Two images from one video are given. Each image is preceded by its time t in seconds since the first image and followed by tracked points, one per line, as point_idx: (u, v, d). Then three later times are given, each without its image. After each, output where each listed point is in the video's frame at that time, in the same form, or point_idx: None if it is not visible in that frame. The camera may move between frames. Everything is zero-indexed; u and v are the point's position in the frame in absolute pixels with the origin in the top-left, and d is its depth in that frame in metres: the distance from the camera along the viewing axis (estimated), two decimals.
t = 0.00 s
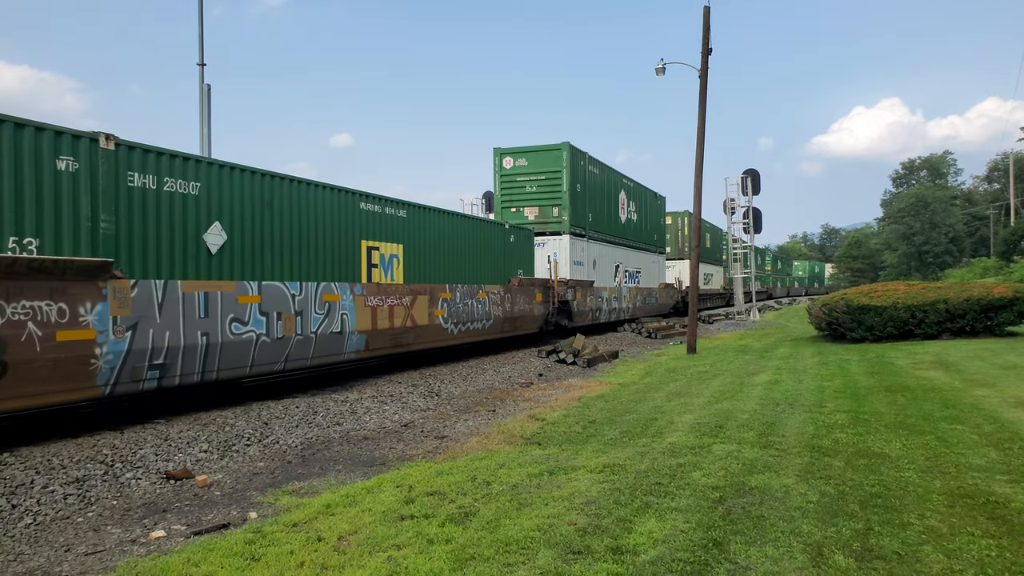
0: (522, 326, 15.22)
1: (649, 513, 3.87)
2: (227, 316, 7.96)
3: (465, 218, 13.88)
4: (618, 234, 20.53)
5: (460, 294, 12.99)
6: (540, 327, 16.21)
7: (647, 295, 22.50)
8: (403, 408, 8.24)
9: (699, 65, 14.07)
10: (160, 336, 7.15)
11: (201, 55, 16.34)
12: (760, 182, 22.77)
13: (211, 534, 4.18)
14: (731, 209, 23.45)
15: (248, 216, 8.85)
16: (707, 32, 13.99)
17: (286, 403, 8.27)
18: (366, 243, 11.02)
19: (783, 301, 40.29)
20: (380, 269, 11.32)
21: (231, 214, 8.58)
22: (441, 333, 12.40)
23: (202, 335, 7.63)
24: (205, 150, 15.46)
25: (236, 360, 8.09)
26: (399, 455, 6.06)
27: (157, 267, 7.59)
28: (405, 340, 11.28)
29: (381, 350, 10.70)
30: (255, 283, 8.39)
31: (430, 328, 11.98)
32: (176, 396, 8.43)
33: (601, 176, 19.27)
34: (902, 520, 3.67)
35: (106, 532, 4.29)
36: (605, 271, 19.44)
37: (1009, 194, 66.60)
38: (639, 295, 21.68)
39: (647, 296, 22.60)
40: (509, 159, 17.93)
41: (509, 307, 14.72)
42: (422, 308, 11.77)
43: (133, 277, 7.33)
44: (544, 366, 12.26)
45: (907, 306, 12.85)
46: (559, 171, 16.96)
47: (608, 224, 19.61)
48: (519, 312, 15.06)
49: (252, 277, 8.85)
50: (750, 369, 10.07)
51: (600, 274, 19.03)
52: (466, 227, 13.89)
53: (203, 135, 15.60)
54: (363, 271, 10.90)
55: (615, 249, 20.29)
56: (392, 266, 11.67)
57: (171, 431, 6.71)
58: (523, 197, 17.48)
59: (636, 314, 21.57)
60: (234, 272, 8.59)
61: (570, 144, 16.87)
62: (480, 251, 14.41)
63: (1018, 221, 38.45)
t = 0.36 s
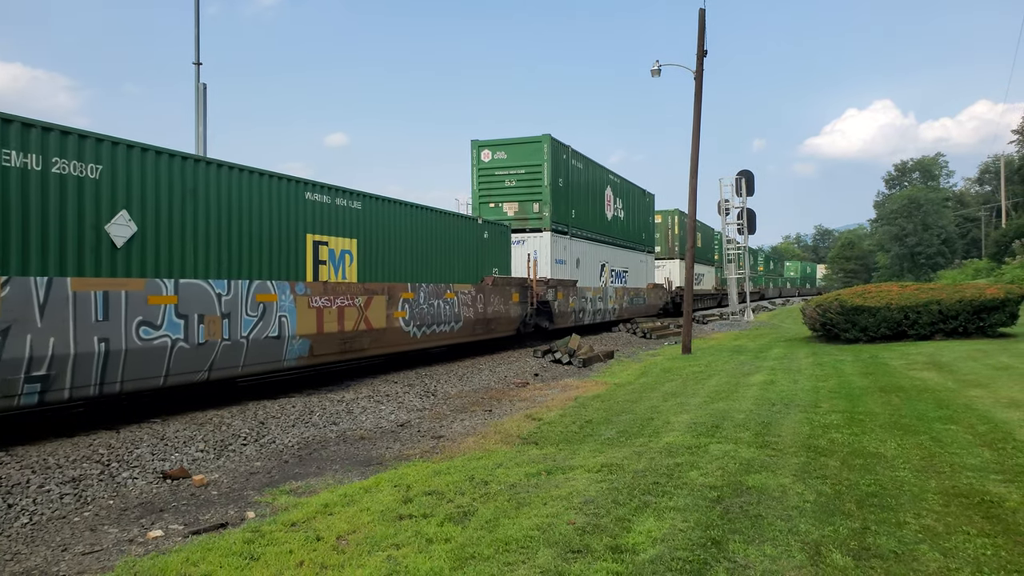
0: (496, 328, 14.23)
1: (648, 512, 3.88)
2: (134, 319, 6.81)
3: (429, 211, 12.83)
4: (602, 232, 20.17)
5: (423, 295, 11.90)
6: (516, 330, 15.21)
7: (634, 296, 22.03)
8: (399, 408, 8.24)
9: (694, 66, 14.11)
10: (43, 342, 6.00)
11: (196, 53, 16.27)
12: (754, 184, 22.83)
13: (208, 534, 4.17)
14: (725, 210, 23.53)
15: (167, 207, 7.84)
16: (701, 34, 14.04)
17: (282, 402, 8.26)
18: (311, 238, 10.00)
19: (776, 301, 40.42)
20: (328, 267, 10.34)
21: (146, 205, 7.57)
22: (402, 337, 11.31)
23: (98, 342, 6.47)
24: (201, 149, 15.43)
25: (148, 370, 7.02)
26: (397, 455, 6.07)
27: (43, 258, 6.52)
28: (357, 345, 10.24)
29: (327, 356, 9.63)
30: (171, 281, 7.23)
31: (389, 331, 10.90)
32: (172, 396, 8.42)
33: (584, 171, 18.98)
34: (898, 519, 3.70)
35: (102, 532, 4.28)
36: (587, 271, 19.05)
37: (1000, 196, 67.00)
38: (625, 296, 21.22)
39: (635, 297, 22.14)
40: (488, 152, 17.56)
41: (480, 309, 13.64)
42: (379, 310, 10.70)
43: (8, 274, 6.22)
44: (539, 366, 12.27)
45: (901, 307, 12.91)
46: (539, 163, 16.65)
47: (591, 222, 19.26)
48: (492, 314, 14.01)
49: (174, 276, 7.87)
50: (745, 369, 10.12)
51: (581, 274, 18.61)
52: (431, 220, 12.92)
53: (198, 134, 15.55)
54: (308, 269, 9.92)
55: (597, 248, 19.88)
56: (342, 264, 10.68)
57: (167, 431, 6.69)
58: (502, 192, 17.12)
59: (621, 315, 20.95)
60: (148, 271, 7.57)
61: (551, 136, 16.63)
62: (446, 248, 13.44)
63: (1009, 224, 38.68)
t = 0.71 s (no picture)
0: (463, 330, 13.53)
1: (643, 512, 3.87)
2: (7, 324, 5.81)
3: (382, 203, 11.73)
4: (584, 228, 19.60)
5: (377, 296, 11.07)
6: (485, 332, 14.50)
7: (619, 296, 21.63)
8: (393, 408, 8.23)
9: (688, 66, 14.13)
10: None
11: (190, 53, 16.21)
12: (747, 183, 22.88)
13: (202, 535, 4.15)
14: (719, 209, 23.56)
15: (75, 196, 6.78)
16: (695, 34, 14.06)
17: (276, 402, 8.24)
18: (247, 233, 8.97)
19: (769, 301, 40.52)
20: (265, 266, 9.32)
21: (26, 187, 6.35)
22: (351, 342, 10.39)
23: None
24: (194, 148, 15.37)
25: (20, 385, 5.93)
26: (391, 455, 6.05)
27: None
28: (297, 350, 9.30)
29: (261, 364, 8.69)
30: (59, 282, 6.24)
31: (335, 335, 9.99)
32: (166, 396, 8.39)
33: (565, 165, 18.31)
34: (893, 518, 3.71)
35: (95, 533, 4.26)
36: (568, 270, 18.48)
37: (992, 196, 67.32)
38: (609, 296, 20.81)
39: (619, 297, 21.72)
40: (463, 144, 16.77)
41: (444, 311, 12.85)
42: (324, 312, 9.78)
43: None
44: (534, 366, 12.28)
45: (893, 306, 12.96)
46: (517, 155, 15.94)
47: (572, 218, 18.66)
48: (458, 316, 13.25)
49: (61, 274, 6.62)
50: (738, 369, 10.14)
51: (562, 272, 18.03)
52: (384, 215, 11.83)
53: (191, 133, 15.50)
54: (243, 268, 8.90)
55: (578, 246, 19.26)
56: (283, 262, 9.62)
57: (160, 431, 6.65)
58: (477, 186, 16.42)
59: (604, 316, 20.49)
60: (25, 265, 6.30)
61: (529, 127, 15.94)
62: (403, 244, 12.34)
63: (1000, 224, 38.85)
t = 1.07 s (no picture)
0: (427, 345, 12.37)
1: (634, 527, 3.86)
2: None
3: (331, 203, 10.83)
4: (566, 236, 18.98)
5: (320, 307, 9.88)
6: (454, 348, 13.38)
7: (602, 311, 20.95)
8: (385, 419, 8.20)
9: (685, 81, 14.20)
10: None
11: (187, 60, 16.22)
12: (742, 199, 22.96)
13: (190, 545, 4.12)
14: (713, 225, 23.61)
15: None
16: (691, 50, 14.15)
17: (267, 412, 8.20)
18: (157, 231, 7.86)
19: (762, 316, 40.59)
20: (180, 270, 8.19)
21: None
22: (288, 357, 9.21)
23: None
24: (189, 156, 15.36)
25: None
26: (382, 466, 6.02)
27: None
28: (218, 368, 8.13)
29: (170, 385, 7.52)
30: None
31: (267, 350, 8.84)
32: (157, 405, 8.35)
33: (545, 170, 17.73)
34: (884, 536, 3.70)
35: (82, 542, 4.22)
36: (548, 281, 17.74)
37: (985, 215, 67.73)
38: (593, 309, 20.13)
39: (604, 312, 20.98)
40: (436, 146, 16.12)
41: (403, 324, 11.68)
42: (254, 325, 8.63)
43: None
44: (527, 378, 12.27)
45: (887, 323, 12.98)
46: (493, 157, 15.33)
47: (552, 225, 18.04)
48: (421, 330, 12.08)
49: None
50: (731, 383, 10.14)
51: (541, 283, 17.27)
52: (336, 217, 10.94)
53: (187, 141, 15.49)
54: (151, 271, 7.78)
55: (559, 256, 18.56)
56: (203, 267, 8.51)
57: (150, 440, 6.61)
58: (451, 190, 15.68)
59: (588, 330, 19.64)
60: None
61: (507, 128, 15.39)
62: (356, 251, 11.44)
63: (993, 243, 39.04)
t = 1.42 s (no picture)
0: (394, 348, 11.39)
1: (636, 526, 3.87)
2: None
3: (279, 191, 9.98)
4: (554, 232, 18.27)
5: (264, 307, 8.82)
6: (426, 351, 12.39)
7: (594, 310, 20.20)
8: (388, 418, 8.22)
9: (687, 79, 14.19)
10: None
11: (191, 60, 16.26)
12: (746, 198, 22.91)
13: (196, 542, 4.13)
14: (717, 224, 23.57)
15: None
16: (694, 48, 14.12)
17: (271, 410, 8.23)
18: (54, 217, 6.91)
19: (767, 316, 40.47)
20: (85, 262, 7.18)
21: None
22: (221, 364, 8.13)
23: None
24: (194, 156, 15.40)
25: None
26: (385, 465, 6.04)
27: None
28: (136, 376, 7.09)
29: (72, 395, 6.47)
30: None
31: (197, 356, 7.77)
32: (162, 403, 8.38)
33: (530, 161, 16.94)
34: (887, 536, 3.70)
35: (89, 538, 4.24)
36: (535, 279, 16.97)
37: (992, 214, 67.45)
38: (584, 309, 19.41)
39: (596, 312, 20.22)
40: (413, 135, 15.38)
41: (365, 325, 10.64)
42: (182, 326, 7.60)
43: None
44: (530, 377, 12.28)
45: (892, 323, 12.96)
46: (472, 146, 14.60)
47: (539, 219, 17.32)
48: (385, 332, 11.08)
49: None
50: (734, 384, 10.10)
51: (527, 282, 16.49)
52: (284, 206, 10.09)
53: (192, 141, 15.54)
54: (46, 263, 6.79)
55: (546, 254, 17.77)
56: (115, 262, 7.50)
57: (156, 438, 6.64)
58: (429, 182, 14.95)
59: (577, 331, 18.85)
60: None
61: (487, 116, 14.66)
62: (312, 245, 10.59)
63: (1001, 242, 38.86)
